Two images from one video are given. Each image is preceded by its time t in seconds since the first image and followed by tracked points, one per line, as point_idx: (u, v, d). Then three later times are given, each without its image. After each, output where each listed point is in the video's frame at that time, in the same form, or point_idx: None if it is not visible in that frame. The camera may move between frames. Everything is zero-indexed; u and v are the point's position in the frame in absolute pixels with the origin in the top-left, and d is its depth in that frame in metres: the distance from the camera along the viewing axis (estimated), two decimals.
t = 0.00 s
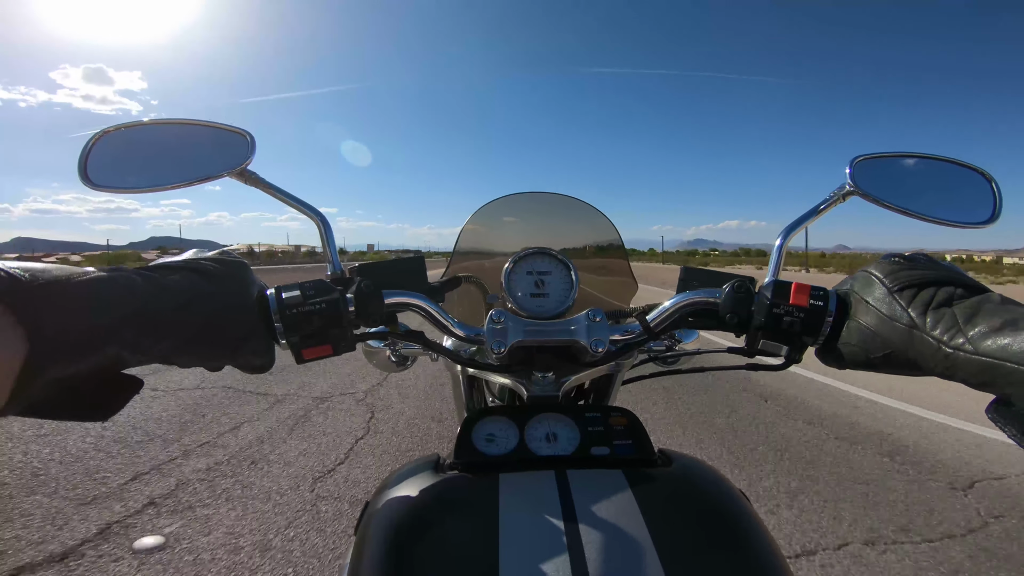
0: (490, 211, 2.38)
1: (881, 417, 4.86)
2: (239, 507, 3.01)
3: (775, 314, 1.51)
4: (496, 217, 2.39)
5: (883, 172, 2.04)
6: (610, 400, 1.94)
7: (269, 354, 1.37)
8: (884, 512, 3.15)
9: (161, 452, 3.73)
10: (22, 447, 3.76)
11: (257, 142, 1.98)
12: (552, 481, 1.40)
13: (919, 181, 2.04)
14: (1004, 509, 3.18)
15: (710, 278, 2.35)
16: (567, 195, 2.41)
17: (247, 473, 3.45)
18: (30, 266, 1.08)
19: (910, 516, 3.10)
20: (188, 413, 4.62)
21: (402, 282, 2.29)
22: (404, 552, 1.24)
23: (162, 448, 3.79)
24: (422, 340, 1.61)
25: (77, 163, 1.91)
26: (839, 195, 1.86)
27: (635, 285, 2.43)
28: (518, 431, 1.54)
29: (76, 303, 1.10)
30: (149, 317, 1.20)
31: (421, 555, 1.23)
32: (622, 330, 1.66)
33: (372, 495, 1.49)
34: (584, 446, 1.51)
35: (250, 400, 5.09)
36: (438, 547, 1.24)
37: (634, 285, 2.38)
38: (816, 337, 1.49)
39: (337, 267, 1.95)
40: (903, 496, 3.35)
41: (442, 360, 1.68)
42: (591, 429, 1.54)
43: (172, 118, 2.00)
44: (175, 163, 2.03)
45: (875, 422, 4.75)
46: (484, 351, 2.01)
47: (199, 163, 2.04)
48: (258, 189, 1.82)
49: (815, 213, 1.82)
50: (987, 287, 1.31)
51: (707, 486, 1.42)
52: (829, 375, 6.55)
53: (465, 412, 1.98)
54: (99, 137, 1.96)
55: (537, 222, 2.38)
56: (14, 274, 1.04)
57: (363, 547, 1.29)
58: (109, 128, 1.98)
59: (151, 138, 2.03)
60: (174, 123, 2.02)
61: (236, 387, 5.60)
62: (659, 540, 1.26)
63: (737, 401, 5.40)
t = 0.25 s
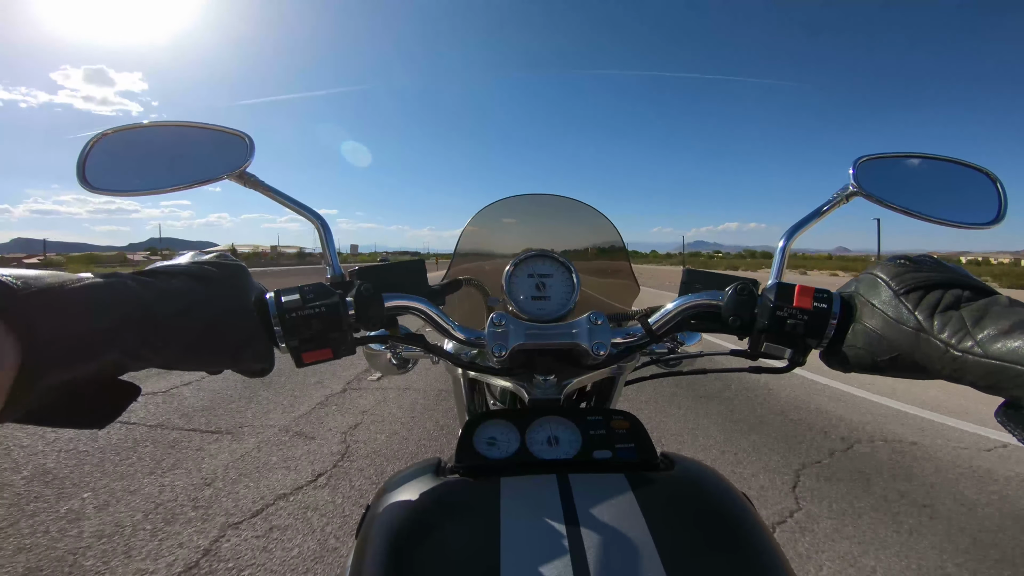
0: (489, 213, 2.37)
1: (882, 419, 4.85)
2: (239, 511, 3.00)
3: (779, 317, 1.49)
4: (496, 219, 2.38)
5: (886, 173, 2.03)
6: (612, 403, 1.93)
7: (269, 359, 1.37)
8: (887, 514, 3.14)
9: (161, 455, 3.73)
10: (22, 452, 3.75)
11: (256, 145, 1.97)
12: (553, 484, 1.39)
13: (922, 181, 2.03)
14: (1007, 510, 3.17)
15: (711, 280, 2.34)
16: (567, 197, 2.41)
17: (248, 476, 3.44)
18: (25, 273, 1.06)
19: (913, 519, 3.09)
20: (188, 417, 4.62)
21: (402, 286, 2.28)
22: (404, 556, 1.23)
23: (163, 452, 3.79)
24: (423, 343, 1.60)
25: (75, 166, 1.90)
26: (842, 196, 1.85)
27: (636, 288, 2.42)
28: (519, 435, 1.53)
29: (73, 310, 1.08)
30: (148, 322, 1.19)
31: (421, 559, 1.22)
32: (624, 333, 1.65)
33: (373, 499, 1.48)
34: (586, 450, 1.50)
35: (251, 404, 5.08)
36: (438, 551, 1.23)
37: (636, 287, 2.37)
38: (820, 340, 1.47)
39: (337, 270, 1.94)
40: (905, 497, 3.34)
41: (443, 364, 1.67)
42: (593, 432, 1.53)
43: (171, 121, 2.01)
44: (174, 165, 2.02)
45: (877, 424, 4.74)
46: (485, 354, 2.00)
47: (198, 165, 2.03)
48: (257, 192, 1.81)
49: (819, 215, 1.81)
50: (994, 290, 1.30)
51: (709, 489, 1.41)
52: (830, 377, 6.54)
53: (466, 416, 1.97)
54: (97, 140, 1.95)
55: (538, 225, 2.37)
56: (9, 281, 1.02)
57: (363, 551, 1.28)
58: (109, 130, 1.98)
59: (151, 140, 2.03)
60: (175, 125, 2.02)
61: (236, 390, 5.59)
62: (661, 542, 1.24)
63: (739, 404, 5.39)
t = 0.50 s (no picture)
0: (491, 217, 2.38)
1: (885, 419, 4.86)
2: (245, 515, 3.03)
3: (779, 319, 1.50)
4: (498, 224, 2.40)
5: (886, 174, 2.04)
6: (615, 406, 1.94)
7: (274, 365, 1.39)
8: (890, 514, 3.15)
9: (167, 460, 3.75)
10: (29, 458, 3.78)
11: (260, 153, 1.99)
12: (557, 487, 1.40)
13: (922, 183, 2.04)
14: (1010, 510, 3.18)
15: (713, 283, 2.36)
16: (569, 201, 2.42)
17: (254, 480, 3.47)
18: (35, 284, 1.09)
19: (916, 519, 3.10)
20: (194, 422, 4.65)
21: (406, 291, 2.30)
22: (410, 559, 1.24)
23: (169, 457, 3.82)
24: (427, 348, 1.62)
25: (83, 174, 1.90)
26: (841, 199, 1.86)
27: (638, 291, 2.44)
28: (523, 439, 1.54)
29: (83, 319, 1.11)
30: (154, 331, 1.20)
31: (426, 561, 1.23)
32: (626, 336, 1.66)
33: (379, 503, 1.49)
34: (590, 452, 1.51)
35: (256, 408, 5.11)
36: (444, 552, 1.25)
37: (637, 290, 2.39)
38: (821, 341, 1.48)
39: (341, 277, 1.96)
40: (907, 497, 3.35)
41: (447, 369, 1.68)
42: (596, 435, 1.54)
43: (175, 128, 2.01)
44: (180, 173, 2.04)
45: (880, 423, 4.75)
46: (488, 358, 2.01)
47: (203, 173, 2.04)
48: (263, 200, 1.83)
49: (818, 217, 1.82)
50: (992, 291, 1.31)
51: (711, 489, 1.42)
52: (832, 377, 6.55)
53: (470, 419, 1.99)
54: (104, 148, 1.97)
55: (539, 229, 2.39)
56: (20, 292, 1.04)
57: (370, 555, 1.29)
58: (113, 138, 1.98)
59: (156, 147, 2.04)
60: (178, 132, 2.02)
61: (241, 395, 5.63)
62: (663, 542, 1.25)
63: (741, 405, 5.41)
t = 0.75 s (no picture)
0: (491, 216, 2.37)
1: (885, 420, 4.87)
2: (246, 514, 3.03)
3: (781, 313, 1.50)
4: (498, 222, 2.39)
5: (884, 170, 2.04)
6: (616, 403, 1.94)
7: (275, 362, 1.39)
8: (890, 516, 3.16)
9: (168, 460, 3.76)
10: (30, 457, 3.79)
11: (261, 150, 1.98)
12: (559, 484, 1.40)
13: (923, 179, 2.03)
14: (1010, 516, 3.19)
15: (713, 280, 2.35)
16: (569, 200, 2.42)
17: (255, 479, 3.47)
18: (32, 278, 1.09)
19: (915, 521, 3.11)
20: (194, 420, 4.65)
21: (406, 289, 2.30)
22: (413, 556, 1.24)
23: (170, 456, 3.82)
24: (428, 345, 1.62)
25: (82, 170, 1.90)
26: (841, 194, 1.86)
27: (638, 290, 2.43)
28: (525, 436, 1.54)
29: (82, 314, 1.10)
30: (153, 327, 1.20)
31: (427, 560, 1.23)
32: (627, 332, 1.66)
33: (380, 501, 1.49)
34: (592, 449, 1.51)
35: (256, 407, 5.12)
36: (447, 550, 1.25)
37: (638, 288, 2.39)
38: (823, 335, 1.48)
39: (342, 274, 1.96)
40: (907, 502, 3.36)
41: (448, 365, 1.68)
42: (598, 432, 1.54)
43: (175, 126, 2.02)
44: (179, 171, 2.03)
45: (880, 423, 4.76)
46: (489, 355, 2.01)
47: (202, 171, 2.04)
48: (263, 197, 1.83)
49: (818, 212, 1.81)
50: (994, 282, 1.30)
51: (715, 485, 1.42)
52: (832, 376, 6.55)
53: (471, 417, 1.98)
54: (103, 145, 1.96)
55: (540, 227, 2.39)
56: (18, 286, 1.04)
57: (372, 554, 1.29)
58: (113, 136, 1.98)
59: (156, 145, 2.04)
60: (179, 130, 2.03)
61: (241, 394, 5.63)
62: (667, 536, 1.25)
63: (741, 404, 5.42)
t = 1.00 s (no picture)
0: (490, 216, 2.37)
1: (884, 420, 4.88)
2: (247, 513, 3.04)
3: (779, 310, 1.49)
4: (498, 222, 2.39)
5: (881, 167, 2.04)
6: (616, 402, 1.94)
7: (274, 361, 1.39)
8: (889, 513, 3.16)
9: (169, 459, 3.76)
10: (31, 457, 3.79)
11: (260, 152, 1.98)
12: (559, 482, 1.40)
13: (920, 176, 2.03)
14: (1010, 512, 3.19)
15: (713, 278, 2.36)
16: (569, 200, 2.41)
17: (256, 479, 3.48)
18: (32, 276, 1.09)
19: (915, 517, 3.12)
20: (195, 420, 4.66)
21: (406, 289, 2.30)
22: (414, 555, 1.24)
23: (171, 456, 3.83)
24: (428, 345, 1.62)
25: (81, 172, 1.90)
26: (838, 190, 1.86)
27: (637, 291, 2.43)
28: (525, 434, 1.54)
29: (83, 312, 1.10)
30: (153, 326, 1.20)
31: (428, 559, 1.23)
32: (627, 331, 1.66)
33: (381, 500, 1.49)
34: (593, 447, 1.51)
35: (257, 407, 5.13)
36: (448, 548, 1.25)
37: (637, 287, 2.39)
38: (822, 331, 1.48)
39: (341, 275, 1.96)
40: (907, 499, 3.36)
41: (448, 365, 1.68)
42: (598, 430, 1.54)
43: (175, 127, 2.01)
44: (179, 172, 2.03)
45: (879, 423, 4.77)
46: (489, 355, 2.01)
47: (202, 173, 2.04)
48: (261, 197, 1.83)
49: (815, 209, 1.81)
50: (992, 277, 1.30)
51: (715, 482, 1.42)
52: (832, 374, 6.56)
53: (471, 417, 1.99)
54: (102, 147, 1.96)
55: (539, 227, 2.38)
56: (18, 284, 1.04)
57: (373, 553, 1.29)
58: (112, 137, 1.97)
59: (155, 147, 2.04)
60: (179, 132, 2.03)
61: (242, 394, 5.64)
62: (667, 532, 1.26)
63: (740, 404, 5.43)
